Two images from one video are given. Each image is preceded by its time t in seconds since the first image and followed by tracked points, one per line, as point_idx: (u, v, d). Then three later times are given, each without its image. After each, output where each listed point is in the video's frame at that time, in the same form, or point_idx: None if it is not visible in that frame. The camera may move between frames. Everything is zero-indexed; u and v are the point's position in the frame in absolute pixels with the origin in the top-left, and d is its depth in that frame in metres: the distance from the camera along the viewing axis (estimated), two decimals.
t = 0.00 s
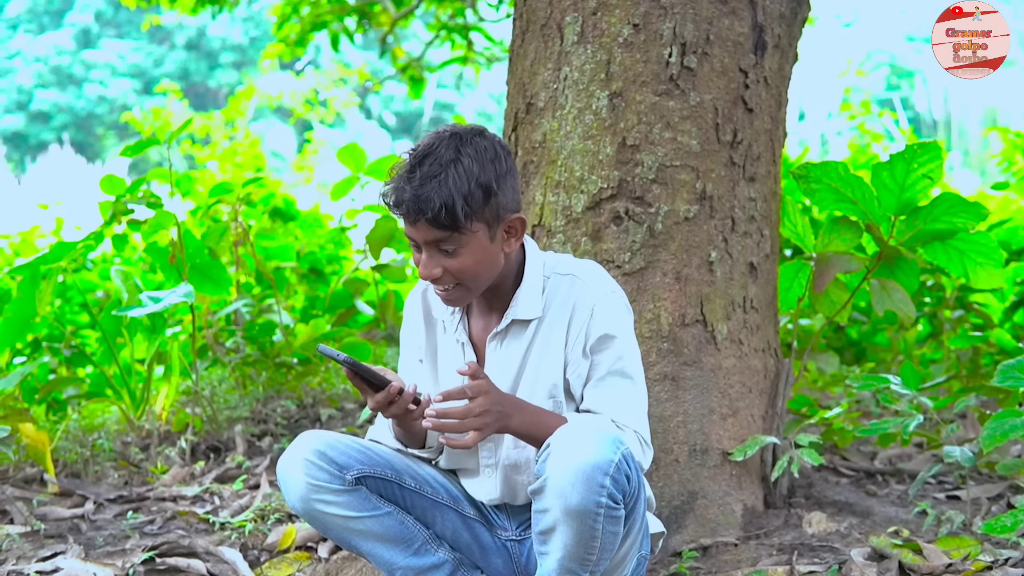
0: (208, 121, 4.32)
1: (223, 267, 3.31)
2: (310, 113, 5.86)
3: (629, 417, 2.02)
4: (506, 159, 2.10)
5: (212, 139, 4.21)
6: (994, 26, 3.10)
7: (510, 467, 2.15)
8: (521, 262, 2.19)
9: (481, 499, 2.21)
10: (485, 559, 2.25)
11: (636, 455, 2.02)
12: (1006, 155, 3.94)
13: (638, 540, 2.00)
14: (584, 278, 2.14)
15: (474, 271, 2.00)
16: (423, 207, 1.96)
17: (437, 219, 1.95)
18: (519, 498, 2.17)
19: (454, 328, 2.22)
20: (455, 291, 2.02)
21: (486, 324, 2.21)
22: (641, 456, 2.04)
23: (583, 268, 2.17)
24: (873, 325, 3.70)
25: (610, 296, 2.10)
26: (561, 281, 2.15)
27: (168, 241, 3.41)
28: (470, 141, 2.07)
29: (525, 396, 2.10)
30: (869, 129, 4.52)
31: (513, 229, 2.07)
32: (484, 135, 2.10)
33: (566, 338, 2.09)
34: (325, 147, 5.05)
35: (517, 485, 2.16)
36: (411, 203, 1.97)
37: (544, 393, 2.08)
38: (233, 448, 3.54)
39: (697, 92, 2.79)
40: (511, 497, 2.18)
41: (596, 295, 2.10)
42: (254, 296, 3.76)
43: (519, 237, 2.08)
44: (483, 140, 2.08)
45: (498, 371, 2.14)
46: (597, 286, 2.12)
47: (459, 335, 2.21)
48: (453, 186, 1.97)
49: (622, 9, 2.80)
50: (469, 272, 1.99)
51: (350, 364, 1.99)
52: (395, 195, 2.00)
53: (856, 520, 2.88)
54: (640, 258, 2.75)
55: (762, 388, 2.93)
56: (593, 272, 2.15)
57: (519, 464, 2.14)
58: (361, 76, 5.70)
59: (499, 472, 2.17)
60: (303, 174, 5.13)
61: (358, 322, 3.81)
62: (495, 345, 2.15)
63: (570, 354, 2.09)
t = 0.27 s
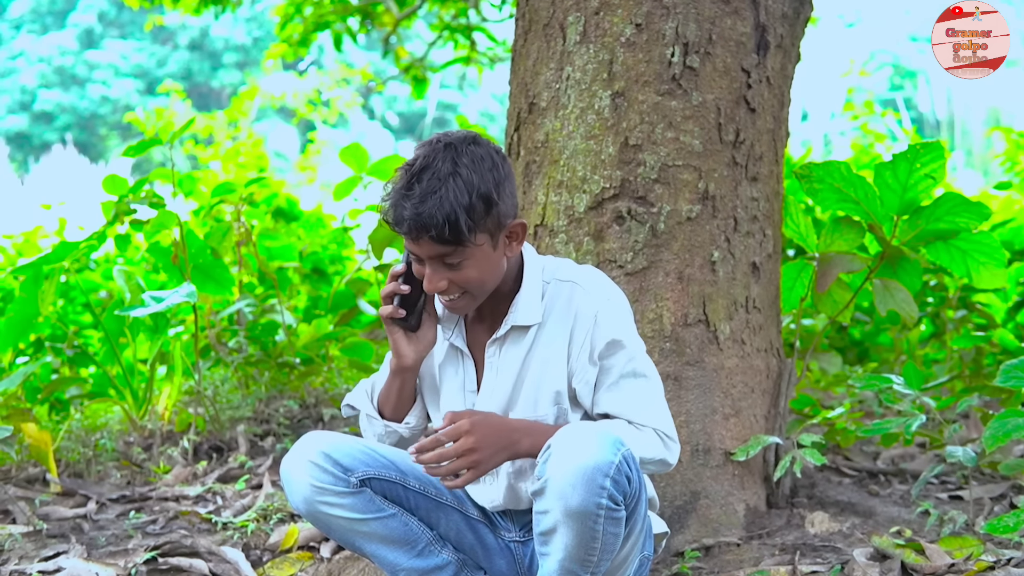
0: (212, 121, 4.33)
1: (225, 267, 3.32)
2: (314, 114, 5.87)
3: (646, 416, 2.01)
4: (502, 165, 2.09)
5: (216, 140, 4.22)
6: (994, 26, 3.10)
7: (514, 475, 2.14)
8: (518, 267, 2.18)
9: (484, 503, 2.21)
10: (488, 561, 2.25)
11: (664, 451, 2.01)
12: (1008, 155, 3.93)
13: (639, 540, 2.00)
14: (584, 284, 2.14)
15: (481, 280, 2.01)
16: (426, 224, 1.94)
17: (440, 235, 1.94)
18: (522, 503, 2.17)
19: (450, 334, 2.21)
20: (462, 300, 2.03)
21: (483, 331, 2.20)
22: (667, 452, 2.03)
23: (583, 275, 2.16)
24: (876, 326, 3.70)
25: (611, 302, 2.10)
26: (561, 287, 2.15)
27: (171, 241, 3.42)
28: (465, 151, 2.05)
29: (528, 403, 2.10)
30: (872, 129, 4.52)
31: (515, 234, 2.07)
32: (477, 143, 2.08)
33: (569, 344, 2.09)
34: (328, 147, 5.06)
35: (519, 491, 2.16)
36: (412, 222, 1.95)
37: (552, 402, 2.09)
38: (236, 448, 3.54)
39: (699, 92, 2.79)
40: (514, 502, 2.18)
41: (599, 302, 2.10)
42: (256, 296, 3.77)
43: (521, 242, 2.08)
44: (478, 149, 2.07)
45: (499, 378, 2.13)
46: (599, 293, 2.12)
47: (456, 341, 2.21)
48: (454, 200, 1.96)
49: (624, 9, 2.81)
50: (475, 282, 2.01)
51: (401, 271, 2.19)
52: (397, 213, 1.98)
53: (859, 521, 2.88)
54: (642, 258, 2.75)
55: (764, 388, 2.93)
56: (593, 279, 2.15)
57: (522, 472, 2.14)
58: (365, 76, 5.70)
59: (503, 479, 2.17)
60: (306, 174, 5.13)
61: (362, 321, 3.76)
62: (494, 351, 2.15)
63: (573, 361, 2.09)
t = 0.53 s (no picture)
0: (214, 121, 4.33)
1: (227, 267, 3.32)
2: (316, 114, 5.88)
3: (685, 398, 2.02)
4: (506, 165, 2.10)
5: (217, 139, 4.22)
6: (994, 26, 3.10)
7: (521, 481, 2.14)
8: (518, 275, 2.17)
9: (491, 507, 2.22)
10: (489, 560, 2.25)
11: (710, 425, 2.02)
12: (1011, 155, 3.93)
13: (638, 539, 2.00)
14: (588, 289, 2.15)
15: (459, 268, 1.99)
16: (416, 194, 1.97)
17: (427, 208, 1.97)
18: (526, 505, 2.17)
19: (453, 343, 2.18)
20: (438, 289, 2.01)
21: (487, 340, 2.19)
22: (715, 423, 2.04)
23: (584, 281, 2.17)
24: (878, 326, 3.70)
25: (621, 303, 2.12)
26: (565, 295, 2.15)
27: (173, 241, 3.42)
28: (473, 141, 2.08)
29: (547, 413, 2.10)
30: (875, 130, 4.51)
31: (504, 234, 2.07)
32: (489, 138, 2.11)
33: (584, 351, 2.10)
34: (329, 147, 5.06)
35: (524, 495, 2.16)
36: (405, 189, 1.98)
37: (581, 412, 2.10)
38: (237, 448, 3.54)
39: (701, 92, 2.78)
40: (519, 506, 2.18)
41: (609, 305, 2.11)
42: (258, 296, 3.81)
43: (508, 244, 2.07)
44: (487, 143, 2.09)
45: (506, 390, 2.11)
46: (607, 297, 2.13)
47: (459, 351, 2.18)
48: (449, 179, 1.98)
49: (626, 9, 2.81)
50: (453, 269, 1.99)
51: (400, 265, 2.17)
52: (393, 180, 2.01)
53: (861, 521, 2.88)
54: (644, 258, 2.75)
55: (766, 388, 2.92)
56: (595, 283, 2.16)
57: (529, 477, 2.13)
58: (367, 76, 5.71)
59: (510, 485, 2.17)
60: (308, 175, 5.13)
61: (363, 321, 3.76)
62: (500, 363, 2.13)
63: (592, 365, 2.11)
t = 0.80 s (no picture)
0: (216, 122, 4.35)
1: (229, 267, 3.32)
2: (318, 115, 5.88)
3: (680, 402, 2.03)
4: (512, 159, 2.12)
5: (220, 140, 4.23)
6: (993, 26, 3.10)
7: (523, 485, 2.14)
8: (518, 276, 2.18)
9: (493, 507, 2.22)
10: (493, 560, 2.25)
11: (705, 430, 2.03)
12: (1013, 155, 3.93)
13: (641, 542, 2.00)
14: (587, 287, 2.15)
15: (460, 256, 2.01)
16: (421, 180, 1.99)
17: (432, 194, 1.98)
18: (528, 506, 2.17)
19: (453, 344, 2.18)
20: (439, 279, 2.03)
21: (485, 338, 2.19)
22: (708, 428, 2.04)
23: (584, 278, 2.17)
24: (881, 326, 3.70)
25: (620, 301, 2.12)
26: (565, 292, 2.15)
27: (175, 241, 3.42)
28: (481, 134, 2.09)
29: (543, 411, 2.09)
30: (877, 130, 4.52)
31: (507, 227, 2.07)
32: (496, 132, 2.12)
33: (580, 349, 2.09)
34: (331, 147, 5.06)
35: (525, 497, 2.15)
36: (411, 175, 2.00)
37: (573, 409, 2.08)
38: (240, 448, 3.55)
39: (704, 92, 2.78)
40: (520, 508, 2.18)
41: (609, 302, 2.11)
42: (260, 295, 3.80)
43: (510, 237, 2.08)
44: (493, 136, 2.10)
45: (504, 386, 2.11)
46: (607, 294, 2.13)
47: (458, 351, 2.18)
48: (454, 168, 2.00)
49: (628, 9, 2.81)
50: (455, 257, 2.00)
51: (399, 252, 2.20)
52: (399, 166, 2.03)
53: (863, 521, 2.88)
54: (647, 258, 2.75)
55: (768, 388, 2.92)
56: (595, 281, 2.16)
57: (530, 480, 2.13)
58: (369, 76, 5.71)
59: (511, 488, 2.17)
60: (310, 175, 5.13)
61: (365, 321, 3.74)
62: (498, 359, 2.12)
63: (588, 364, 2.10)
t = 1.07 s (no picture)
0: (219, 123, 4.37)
1: (232, 267, 3.32)
2: (321, 115, 5.89)
3: (678, 401, 2.02)
4: (517, 157, 2.12)
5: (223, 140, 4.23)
6: (994, 26, 3.10)
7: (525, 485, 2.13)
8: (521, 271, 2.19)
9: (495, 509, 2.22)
10: (495, 560, 2.25)
11: (703, 430, 2.01)
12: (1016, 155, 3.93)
13: (642, 541, 2.00)
14: (589, 283, 2.14)
15: (479, 261, 2.00)
16: (435, 191, 1.97)
17: (447, 203, 1.96)
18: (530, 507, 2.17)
19: (453, 340, 2.20)
20: (458, 283, 2.02)
21: (486, 335, 2.19)
22: (708, 428, 2.03)
23: (587, 275, 2.16)
24: (884, 326, 3.70)
25: (621, 298, 2.11)
26: (566, 288, 2.15)
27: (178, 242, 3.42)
28: (484, 134, 2.09)
29: (543, 406, 2.09)
30: (880, 130, 4.51)
31: (519, 225, 2.08)
32: (497, 132, 2.12)
33: (581, 344, 2.09)
34: (334, 148, 5.07)
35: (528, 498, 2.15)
36: (422, 187, 1.98)
37: (571, 405, 2.09)
38: (242, 448, 3.55)
39: (706, 92, 2.78)
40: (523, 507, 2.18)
41: (610, 299, 2.10)
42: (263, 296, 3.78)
43: (523, 235, 2.09)
44: (496, 136, 2.10)
45: (505, 381, 2.11)
46: (609, 291, 2.12)
47: (458, 347, 2.19)
48: (465, 174, 1.99)
49: (631, 9, 2.81)
50: (474, 262, 2.00)
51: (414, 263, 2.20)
52: (408, 178, 2.00)
53: (866, 522, 2.87)
54: (650, 258, 2.75)
55: (771, 388, 2.92)
56: (598, 278, 2.15)
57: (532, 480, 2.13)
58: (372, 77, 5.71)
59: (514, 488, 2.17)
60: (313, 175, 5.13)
61: (369, 321, 3.78)
62: (499, 355, 2.13)
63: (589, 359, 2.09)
